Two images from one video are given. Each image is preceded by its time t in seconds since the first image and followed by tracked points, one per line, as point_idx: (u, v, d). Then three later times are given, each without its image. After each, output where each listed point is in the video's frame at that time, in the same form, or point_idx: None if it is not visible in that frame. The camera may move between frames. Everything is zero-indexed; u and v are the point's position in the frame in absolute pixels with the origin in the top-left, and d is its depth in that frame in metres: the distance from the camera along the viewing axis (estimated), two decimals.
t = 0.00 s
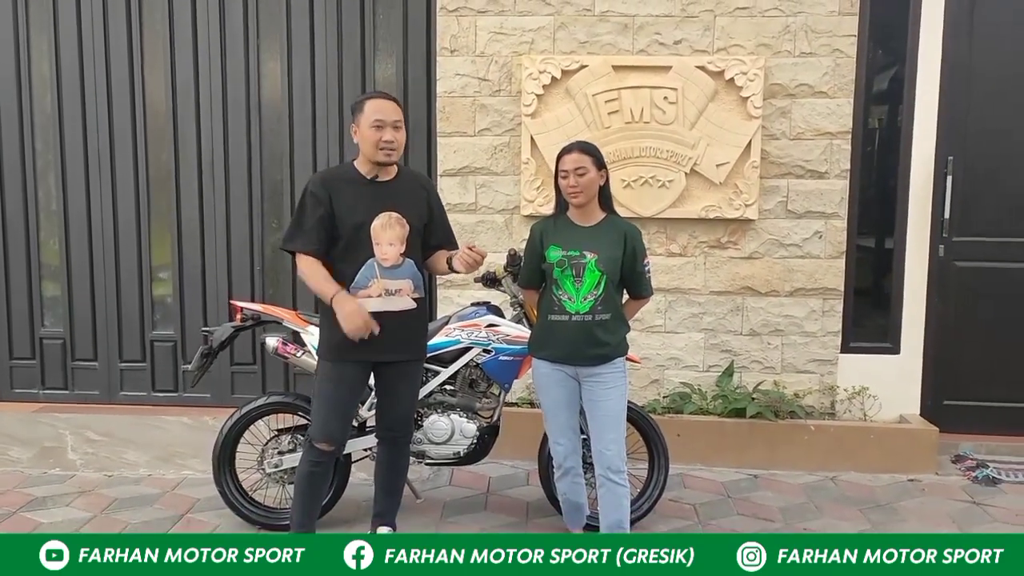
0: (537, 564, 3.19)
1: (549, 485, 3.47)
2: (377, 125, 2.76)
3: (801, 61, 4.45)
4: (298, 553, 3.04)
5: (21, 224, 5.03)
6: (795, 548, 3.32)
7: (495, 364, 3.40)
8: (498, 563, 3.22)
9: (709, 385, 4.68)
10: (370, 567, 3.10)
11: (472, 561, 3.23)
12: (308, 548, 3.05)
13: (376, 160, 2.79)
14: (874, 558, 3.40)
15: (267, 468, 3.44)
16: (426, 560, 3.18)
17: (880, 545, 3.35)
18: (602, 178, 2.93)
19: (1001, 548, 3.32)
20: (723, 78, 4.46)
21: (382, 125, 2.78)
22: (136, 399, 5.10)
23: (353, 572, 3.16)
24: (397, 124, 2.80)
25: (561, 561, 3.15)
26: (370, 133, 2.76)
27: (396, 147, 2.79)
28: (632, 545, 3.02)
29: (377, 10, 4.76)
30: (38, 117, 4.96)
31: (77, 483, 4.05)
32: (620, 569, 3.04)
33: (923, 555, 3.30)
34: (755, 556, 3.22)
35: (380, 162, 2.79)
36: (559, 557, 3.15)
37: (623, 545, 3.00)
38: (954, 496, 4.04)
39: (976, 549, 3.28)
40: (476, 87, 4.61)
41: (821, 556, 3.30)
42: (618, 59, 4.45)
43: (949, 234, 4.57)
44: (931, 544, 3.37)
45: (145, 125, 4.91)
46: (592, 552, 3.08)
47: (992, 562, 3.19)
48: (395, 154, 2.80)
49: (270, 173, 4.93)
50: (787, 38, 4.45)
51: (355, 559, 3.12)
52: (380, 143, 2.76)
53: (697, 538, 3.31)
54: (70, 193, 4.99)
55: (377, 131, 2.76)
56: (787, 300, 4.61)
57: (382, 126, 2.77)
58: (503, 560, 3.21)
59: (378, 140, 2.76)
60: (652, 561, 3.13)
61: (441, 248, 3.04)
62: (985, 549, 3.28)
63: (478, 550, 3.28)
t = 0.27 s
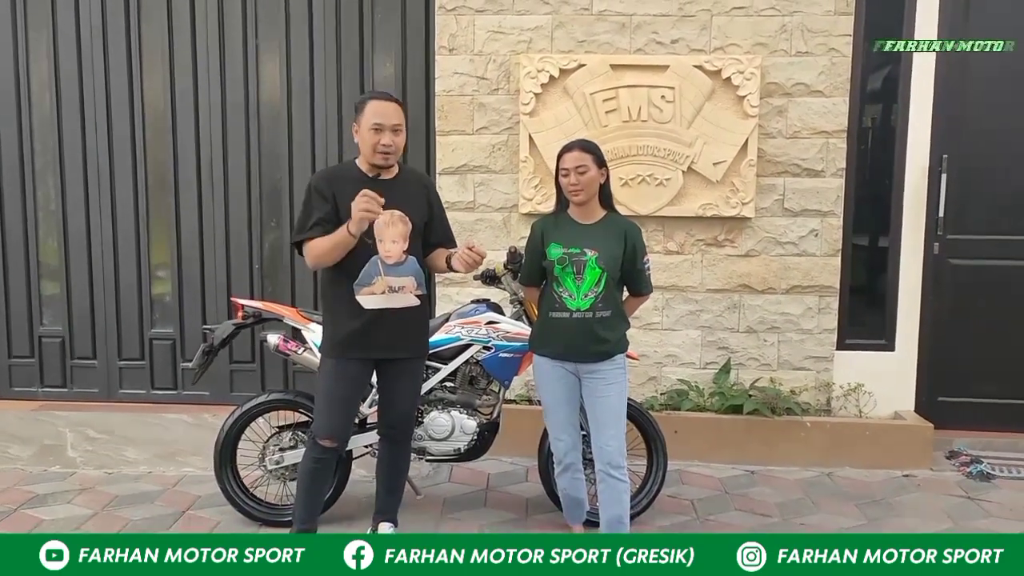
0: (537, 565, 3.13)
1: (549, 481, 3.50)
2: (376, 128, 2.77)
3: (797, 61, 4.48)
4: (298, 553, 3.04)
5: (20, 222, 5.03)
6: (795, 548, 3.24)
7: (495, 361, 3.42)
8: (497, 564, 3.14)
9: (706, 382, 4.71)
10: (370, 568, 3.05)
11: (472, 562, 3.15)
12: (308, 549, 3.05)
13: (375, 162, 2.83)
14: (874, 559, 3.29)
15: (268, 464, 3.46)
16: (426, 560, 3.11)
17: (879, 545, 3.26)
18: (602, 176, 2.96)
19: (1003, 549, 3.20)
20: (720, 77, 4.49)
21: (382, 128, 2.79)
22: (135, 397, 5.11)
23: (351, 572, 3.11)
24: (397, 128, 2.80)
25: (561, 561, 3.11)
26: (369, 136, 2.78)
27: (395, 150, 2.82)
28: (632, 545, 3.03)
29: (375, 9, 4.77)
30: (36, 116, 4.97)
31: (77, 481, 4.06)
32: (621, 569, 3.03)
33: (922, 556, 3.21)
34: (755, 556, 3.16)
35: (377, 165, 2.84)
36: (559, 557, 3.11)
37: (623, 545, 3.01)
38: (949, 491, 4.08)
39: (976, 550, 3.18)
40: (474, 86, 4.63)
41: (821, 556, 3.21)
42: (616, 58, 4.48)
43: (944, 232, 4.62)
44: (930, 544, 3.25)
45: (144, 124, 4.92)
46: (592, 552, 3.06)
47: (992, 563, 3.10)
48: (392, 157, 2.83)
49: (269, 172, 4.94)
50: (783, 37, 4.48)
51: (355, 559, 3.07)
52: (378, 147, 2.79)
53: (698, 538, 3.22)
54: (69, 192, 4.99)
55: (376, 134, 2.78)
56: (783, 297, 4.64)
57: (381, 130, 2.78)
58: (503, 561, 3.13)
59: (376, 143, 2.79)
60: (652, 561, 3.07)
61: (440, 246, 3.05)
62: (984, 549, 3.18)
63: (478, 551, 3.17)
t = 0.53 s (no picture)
0: (537, 564, 3.18)
1: (549, 477, 3.52)
2: (382, 125, 2.78)
3: (793, 59, 4.51)
4: (298, 553, 3.07)
5: (16, 220, 5.01)
6: (795, 548, 3.29)
7: (495, 358, 3.42)
8: (498, 564, 3.19)
9: (702, 379, 4.74)
10: (371, 568, 3.07)
11: (472, 561, 3.22)
12: (308, 548, 3.08)
13: (380, 158, 2.83)
14: (874, 559, 3.36)
15: (268, 461, 3.46)
16: (426, 560, 3.19)
17: (879, 545, 3.32)
18: (603, 174, 2.97)
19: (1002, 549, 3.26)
20: (716, 75, 4.51)
21: (387, 124, 2.79)
22: (131, 395, 5.10)
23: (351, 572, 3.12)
24: (402, 124, 2.81)
25: (561, 561, 3.16)
26: (374, 132, 2.79)
27: (400, 147, 2.82)
28: (632, 545, 3.05)
29: (372, 7, 4.78)
30: (32, 113, 4.95)
31: (75, 478, 4.06)
32: (620, 569, 3.06)
33: (923, 556, 3.24)
34: (755, 556, 3.20)
35: (384, 161, 2.83)
36: (559, 557, 3.16)
37: (623, 545, 3.04)
38: (944, 486, 4.12)
39: (976, 549, 3.23)
40: (472, 84, 4.64)
41: (821, 556, 3.26)
42: (613, 57, 4.49)
43: (938, 230, 4.65)
44: (930, 544, 3.30)
45: (140, 121, 4.91)
46: (592, 552, 3.09)
47: (991, 563, 3.15)
48: (399, 153, 2.84)
49: (266, 169, 4.93)
50: (779, 36, 4.51)
51: (355, 559, 3.08)
52: (386, 143, 2.79)
53: (697, 539, 3.30)
54: (65, 189, 4.98)
55: (383, 131, 2.79)
56: (779, 294, 4.67)
57: (387, 126, 2.78)
58: (503, 560, 3.18)
59: (383, 140, 2.79)
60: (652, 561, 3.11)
61: (440, 242, 3.06)
62: (984, 549, 3.23)
63: (478, 551, 3.26)
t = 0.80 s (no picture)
0: (537, 564, 3.19)
1: (551, 473, 3.53)
2: (388, 123, 2.78)
3: (791, 58, 4.53)
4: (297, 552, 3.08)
5: (13, 217, 5.00)
6: (795, 548, 3.32)
7: (497, 355, 3.43)
8: (498, 564, 3.20)
9: (701, 376, 4.76)
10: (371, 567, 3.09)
11: (472, 561, 3.22)
12: (308, 548, 3.08)
13: (385, 156, 2.83)
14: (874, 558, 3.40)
15: (271, 458, 3.46)
16: (426, 560, 3.20)
17: (879, 545, 3.36)
18: (606, 171, 2.99)
19: (1000, 548, 3.35)
20: (715, 73, 4.54)
21: (392, 123, 2.79)
22: (129, 393, 5.09)
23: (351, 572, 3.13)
24: (407, 122, 2.82)
25: (561, 561, 3.16)
26: (379, 131, 2.79)
27: (405, 145, 2.82)
28: (633, 546, 3.09)
29: (372, 5, 4.78)
30: (29, 110, 4.94)
31: (75, 476, 4.05)
32: (620, 569, 3.08)
33: (923, 555, 3.29)
34: (755, 556, 3.23)
35: (388, 160, 2.83)
36: (559, 556, 3.16)
37: (623, 546, 3.08)
38: (941, 481, 4.16)
39: (976, 550, 3.31)
40: (471, 81, 4.64)
41: (821, 556, 3.29)
42: (612, 55, 4.51)
43: (934, 227, 4.69)
44: (931, 544, 3.36)
45: (138, 118, 4.90)
46: (592, 552, 3.12)
47: (991, 562, 3.22)
48: (403, 152, 2.84)
49: (265, 166, 4.93)
50: (777, 34, 4.53)
51: (355, 559, 3.10)
52: (391, 142, 2.79)
53: (697, 539, 3.32)
54: (62, 187, 4.97)
55: (388, 129, 2.79)
56: (777, 291, 4.70)
57: (392, 125, 2.79)
58: (503, 560, 3.20)
59: (388, 138, 2.79)
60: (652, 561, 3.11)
61: (443, 240, 3.07)
62: (984, 549, 3.31)
63: (478, 551, 3.27)
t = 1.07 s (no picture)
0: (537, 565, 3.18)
1: (553, 469, 3.55)
2: (398, 124, 2.80)
3: (788, 57, 4.57)
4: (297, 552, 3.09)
5: (11, 215, 4.99)
6: (795, 548, 3.30)
7: (499, 352, 3.45)
8: (498, 564, 3.19)
9: (699, 373, 4.79)
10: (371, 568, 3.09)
11: (472, 561, 3.20)
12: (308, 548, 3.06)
13: (391, 156, 2.85)
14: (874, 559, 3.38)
15: (274, 455, 3.47)
16: (426, 560, 3.19)
17: (879, 546, 3.35)
18: (608, 169, 3.00)
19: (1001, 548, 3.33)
20: (713, 72, 4.57)
21: (401, 124, 2.81)
22: (128, 391, 5.08)
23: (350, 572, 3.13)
24: (416, 124, 2.83)
25: (561, 561, 3.15)
26: (386, 131, 2.80)
27: (411, 147, 2.85)
28: (633, 546, 3.12)
29: (371, 3, 4.79)
30: (27, 108, 4.93)
31: (76, 474, 4.05)
32: (620, 569, 3.10)
33: (923, 555, 3.29)
34: (755, 556, 3.23)
35: (395, 160, 2.85)
36: (559, 557, 3.14)
37: (624, 545, 3.11)
38: (937, 476, 4.20)
39: (976, 550, 3.28)
40: (470, 80, 4.66)
41: (821, 556, 3.27)
42: (611, 54, 4.53)
43: (930, 225, 4.73)
44: (931, 544, 3.35)
45: (137, 117, 4.90)
46: (592, 552, 3.13)
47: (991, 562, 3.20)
48: (410, 153, 2.86)
49: (264, 164, 4.94)
50: (775, 33, 4.56)
51: (355, 559, 3.09)
52: (399, 143, 2.81)
53: (697, 539, 3.29)
54: (60, 185, 4.96)
55: (397, 130, 2.80)
56: (774, 289, 4.73)
57: (402, 126, 2.80)
58: (503, 560, 3.19)
59: (396, 139, 2.81)
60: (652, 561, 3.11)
61: (447, 237, 3.09)
62: (984, 549, 3.28)
63: (478, 551, 3.24)
